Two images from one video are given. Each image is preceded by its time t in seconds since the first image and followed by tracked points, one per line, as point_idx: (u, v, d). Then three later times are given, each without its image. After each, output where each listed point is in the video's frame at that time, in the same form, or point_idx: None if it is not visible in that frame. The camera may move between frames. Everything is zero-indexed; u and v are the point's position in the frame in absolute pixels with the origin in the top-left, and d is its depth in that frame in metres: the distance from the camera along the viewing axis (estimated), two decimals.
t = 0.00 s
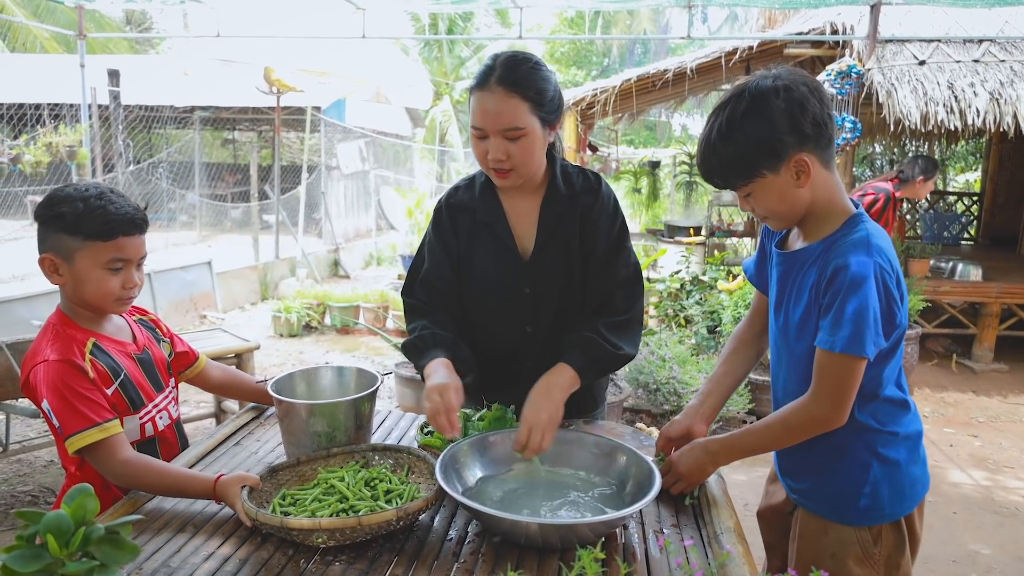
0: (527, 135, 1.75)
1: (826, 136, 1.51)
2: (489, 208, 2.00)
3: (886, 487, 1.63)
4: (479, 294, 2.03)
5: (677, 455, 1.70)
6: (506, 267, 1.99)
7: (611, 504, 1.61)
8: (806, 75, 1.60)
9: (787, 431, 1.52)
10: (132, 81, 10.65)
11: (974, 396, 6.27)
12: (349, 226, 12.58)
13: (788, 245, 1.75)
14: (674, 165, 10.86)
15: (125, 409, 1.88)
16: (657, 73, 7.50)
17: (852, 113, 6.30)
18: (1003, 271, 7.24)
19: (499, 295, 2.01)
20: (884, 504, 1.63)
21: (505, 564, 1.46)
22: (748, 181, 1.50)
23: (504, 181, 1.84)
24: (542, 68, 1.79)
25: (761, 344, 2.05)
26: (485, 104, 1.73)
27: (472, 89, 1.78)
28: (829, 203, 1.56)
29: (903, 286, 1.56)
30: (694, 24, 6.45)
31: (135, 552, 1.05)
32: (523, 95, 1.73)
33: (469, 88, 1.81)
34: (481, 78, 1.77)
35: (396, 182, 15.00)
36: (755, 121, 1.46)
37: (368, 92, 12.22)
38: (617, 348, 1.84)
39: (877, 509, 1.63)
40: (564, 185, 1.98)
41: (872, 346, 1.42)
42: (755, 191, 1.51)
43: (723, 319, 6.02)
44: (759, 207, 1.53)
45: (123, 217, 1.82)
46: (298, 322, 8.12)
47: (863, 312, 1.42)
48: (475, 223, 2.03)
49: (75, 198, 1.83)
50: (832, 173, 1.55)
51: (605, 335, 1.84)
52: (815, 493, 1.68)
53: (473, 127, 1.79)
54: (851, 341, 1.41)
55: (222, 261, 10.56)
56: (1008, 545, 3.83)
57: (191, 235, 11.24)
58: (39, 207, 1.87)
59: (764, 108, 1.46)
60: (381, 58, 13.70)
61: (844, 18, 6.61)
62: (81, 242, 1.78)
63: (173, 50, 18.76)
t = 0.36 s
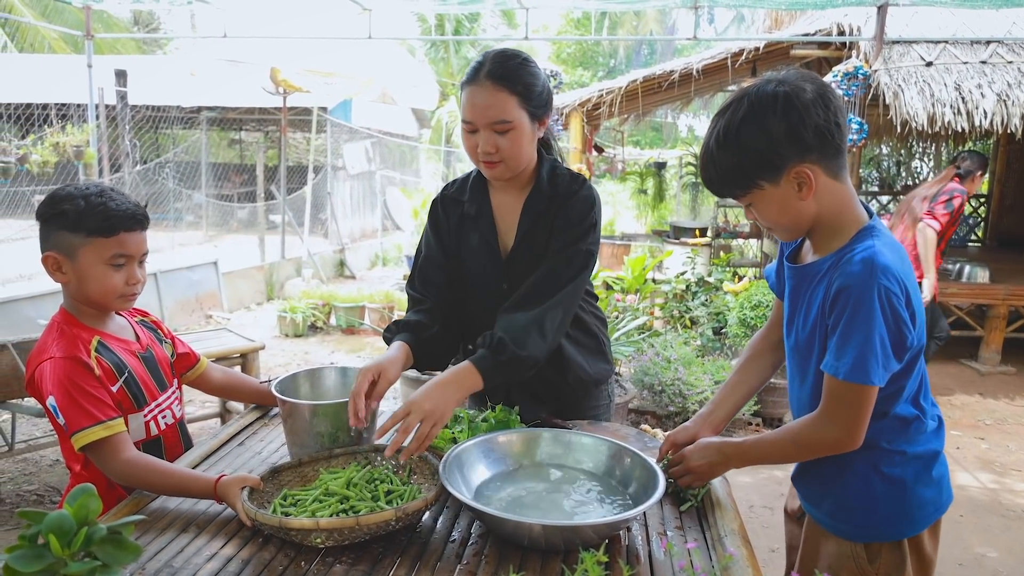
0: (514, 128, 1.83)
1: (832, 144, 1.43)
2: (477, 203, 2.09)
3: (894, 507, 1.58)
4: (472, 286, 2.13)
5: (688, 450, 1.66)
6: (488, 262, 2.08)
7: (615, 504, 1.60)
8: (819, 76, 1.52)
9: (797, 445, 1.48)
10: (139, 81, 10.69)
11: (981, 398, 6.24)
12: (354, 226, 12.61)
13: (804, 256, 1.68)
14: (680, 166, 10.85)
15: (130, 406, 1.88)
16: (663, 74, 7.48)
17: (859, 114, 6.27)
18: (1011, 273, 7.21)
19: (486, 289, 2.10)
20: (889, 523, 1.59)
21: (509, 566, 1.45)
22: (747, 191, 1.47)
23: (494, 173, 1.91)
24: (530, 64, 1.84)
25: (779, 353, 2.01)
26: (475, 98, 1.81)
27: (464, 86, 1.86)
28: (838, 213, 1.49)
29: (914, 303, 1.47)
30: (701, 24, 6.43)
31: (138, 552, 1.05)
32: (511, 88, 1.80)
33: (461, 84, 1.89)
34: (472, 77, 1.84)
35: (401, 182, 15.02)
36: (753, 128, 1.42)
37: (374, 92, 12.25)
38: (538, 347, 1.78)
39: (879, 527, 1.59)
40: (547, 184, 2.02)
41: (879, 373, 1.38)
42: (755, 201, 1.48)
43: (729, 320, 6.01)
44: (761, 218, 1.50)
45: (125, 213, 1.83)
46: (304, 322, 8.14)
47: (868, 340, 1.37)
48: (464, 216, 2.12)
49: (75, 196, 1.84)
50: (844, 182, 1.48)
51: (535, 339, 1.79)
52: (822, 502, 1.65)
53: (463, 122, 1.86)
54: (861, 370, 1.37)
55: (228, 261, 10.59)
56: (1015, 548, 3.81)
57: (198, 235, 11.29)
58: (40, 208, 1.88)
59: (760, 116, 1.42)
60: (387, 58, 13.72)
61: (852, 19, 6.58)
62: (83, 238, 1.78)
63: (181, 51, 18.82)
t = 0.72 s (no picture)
0: (538, 135, 1.88)
1: (822, 150, 1.42)
2: (497, 194, 2.15)
3: (893, 517, 1.55)
4: (488, 277, 2.16)
5: (705, 424, 1.55)
6: (512, 248, 2.13)
7: (613, 505, 1.59)
8: (810, 86, 1.53)
9: (816, 455, 1.43)
10: (145, 82, 10.72)
11: (987, 401, 6.20)
12: (359, 226, 12.62)
13: (805, 264, 1.67)
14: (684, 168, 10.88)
15: (120, 408, 1.88)
16: (667, 75, 7.46)
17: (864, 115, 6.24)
18: (1016, 275, 7.18)
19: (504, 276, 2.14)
20: (888, 532, 1.57)
21: (509, 567, 1.45)
22: (739, 202, 1.47)
23: (518, 176, 1.97)
24: (543, 66, 1.87)
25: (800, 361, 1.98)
26: (493, 110, 1.83)
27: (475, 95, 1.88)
28: (837, 216, 1.48)
29: (918, 300, 1.45)
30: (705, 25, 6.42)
31: (136, 550, 1.05)
32: (531, 99, 1.83)
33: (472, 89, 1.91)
34: (485, 82, 1.85)
35: (406, 183, 15.04)
36: (740, 140, 1.42)
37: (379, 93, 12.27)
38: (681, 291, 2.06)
39: (877, 535, 1.58)
40: (571, 169, 2.11)
41: (893, 377, 1.34)
42: (748, 212, 1.48)
43: (733, 322, 6.00)
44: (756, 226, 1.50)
45: (124, 209, 1.84)
46: (307, 322, 8.14)
47: (877, 338, 1.33)
48: (481, 204, 2.17)
49: (73, 194, 1.85)
50: (835, 185, 1.46)
51: (667, 282, 2.04)
52: (823, 504, 1.65)
53: (483, 131, 1.90)
54: (870, 372, 1.33)
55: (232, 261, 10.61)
56: (1019, 552, 3.79)
57: (202, 235, 11.31)
58: (42, 207, 1.90)
59: (747, 126, 1.42)
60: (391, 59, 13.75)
61: (857, 20, 6.56)
62: (83, 235, 1.80)
63: (186, 51, 18.85)
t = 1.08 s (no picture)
0: (595, 153, 1.91)
1: (815, 152, 1.40)
2: (548, 197, 2.21)
3: (892, 519, 1.55)
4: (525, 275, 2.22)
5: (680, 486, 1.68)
6: (551, 251, 2.17)
7: (614, 506, 1.59)
8: (801, 92, 1.51)
9: (793, 469, 1.43)
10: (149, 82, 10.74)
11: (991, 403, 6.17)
12: (363, 226, 12.63)
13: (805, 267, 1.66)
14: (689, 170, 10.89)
15: (74, 421, 1.90)
16: (671, 76, 7.44)
17: (868, 116, 6.22)
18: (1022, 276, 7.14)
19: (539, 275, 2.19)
20: (886, 534, 1.56)
21: (509, 568, 1.45)
22: (734, 205, 1.48)
23: (575, 190, 2.00)
24: (601, 84, 1.89)
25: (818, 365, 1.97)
26: (554, 129, 1.86)
27: (535, 111, 1.91)
28: (833, 218, 1.46)
29: (909, 311, 1.41)
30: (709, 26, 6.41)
31: (134, 551, 1.05)
32: (589, 119, 1.85)
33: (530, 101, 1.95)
34: (544, 96, 1.88)
35: (410, 183, 15.04)
36: (733, 145, 1.43)
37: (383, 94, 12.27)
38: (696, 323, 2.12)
39: (874, 536, 1.57)
40: (620, 183, 2.10)
41: (867, 385, 1.33)
42: (746, 214, 1.48)
43: (736, 323, 5.99)
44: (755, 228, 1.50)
45: (128, 225, 1.86)
46: (310, 323, 8.15)
47: (855, 343, 1.33)
48: (533, 207, 2.22)
49: (79, 200, 1.86)
50: (829, 187, 1.45)
51: (687, 313, 2.10)
52: (828, 501, 1.65)
53: (541, 150, 1.93)
54: (842, 376, 1.34)
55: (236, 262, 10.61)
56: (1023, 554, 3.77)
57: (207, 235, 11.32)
58: (39, 208, 1.90)
59: (739, 132, 1.43)
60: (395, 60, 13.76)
61: (860, 20, 6.54)
62: (82, 245, 1.81)
63: (190, 52, 18.87)
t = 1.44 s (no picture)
0: (629, 153, 1.90)
1: (818, 151, 1.40)
2: (587, 199, 2.17)
3: (894, 516, 1.53)
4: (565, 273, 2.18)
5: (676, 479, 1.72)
6: (589, 253, 2.13)
7: (614, 507, 1.58)
8: (804, 93, 1.50)
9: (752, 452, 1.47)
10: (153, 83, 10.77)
11: (994, 404, 6.15)
12: (365, 227, 12.64)
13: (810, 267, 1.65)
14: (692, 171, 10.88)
15: (46, 418, 1.93)
16: (673, 76, 7.42)
17: (870, 117, 6.21)
18: None
19: (576, 274, 2.15)
20: (889, 533, 1.54)
21: (505, 569, 1.45)
22: (737, 205, 1.48)
23: (609, 189, 1.99)
24: (640, 85, 1.88)
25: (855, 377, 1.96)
26: (591, 127, 1.86)
27: (574, 111, 1.90)
28: (834, 220, 1.45)
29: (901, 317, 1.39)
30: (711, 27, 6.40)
31: (128, 550, 1.05)
32: (623, 118, 1.85)
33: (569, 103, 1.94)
34: (584, 97, 1.88)
35: (413, 184, 15.06)
36: (732, 146, 1.43)
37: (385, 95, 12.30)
38: (734, 332, 2.06)
39: (881, 537, 1.55)
40: (659, 187, 2.06)
41: (843, 389, 1.34)
42: (748, 213, 1.48)
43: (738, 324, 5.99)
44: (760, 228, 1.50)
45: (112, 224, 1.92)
46: (312, 324, 8.16)
47: (832, 347, 1.33)
48: (572, 209, 2.19)
49: (60, 202, 1.91)
50: (830, 187, 1.43)
51: (724, 323, 2.04)
52: (831, 501, 1.63)
53: (578, 147, 1.93)
54: (818, 376, 1.34)
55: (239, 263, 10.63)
56: None
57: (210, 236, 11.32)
58: (15, 208, 1.93)
59: (737, 133, 1.43)
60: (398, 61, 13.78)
61: (863, 21, 6.53)
62: (67, 245, 1.86)
63: (194, 52, 18.89)
